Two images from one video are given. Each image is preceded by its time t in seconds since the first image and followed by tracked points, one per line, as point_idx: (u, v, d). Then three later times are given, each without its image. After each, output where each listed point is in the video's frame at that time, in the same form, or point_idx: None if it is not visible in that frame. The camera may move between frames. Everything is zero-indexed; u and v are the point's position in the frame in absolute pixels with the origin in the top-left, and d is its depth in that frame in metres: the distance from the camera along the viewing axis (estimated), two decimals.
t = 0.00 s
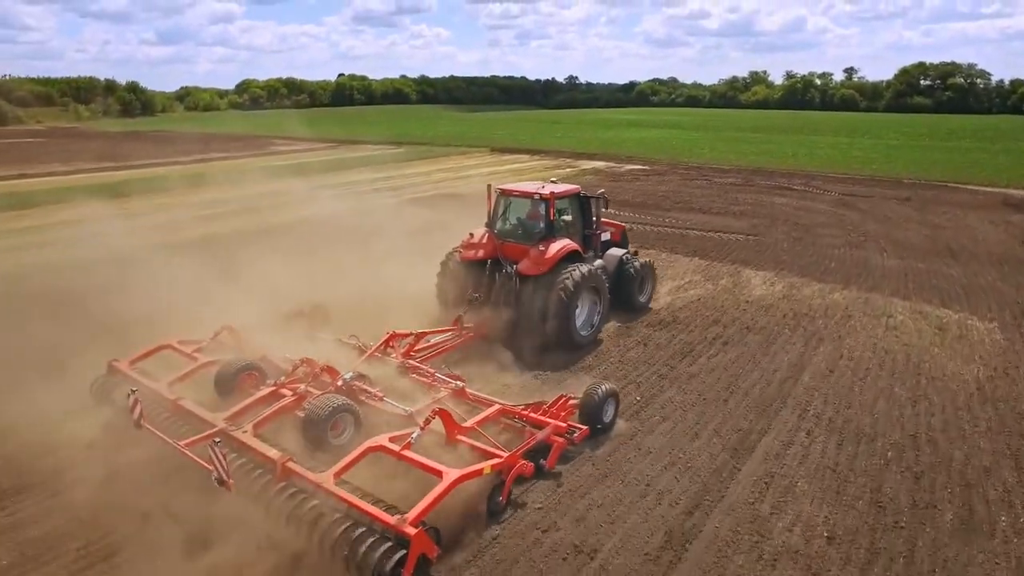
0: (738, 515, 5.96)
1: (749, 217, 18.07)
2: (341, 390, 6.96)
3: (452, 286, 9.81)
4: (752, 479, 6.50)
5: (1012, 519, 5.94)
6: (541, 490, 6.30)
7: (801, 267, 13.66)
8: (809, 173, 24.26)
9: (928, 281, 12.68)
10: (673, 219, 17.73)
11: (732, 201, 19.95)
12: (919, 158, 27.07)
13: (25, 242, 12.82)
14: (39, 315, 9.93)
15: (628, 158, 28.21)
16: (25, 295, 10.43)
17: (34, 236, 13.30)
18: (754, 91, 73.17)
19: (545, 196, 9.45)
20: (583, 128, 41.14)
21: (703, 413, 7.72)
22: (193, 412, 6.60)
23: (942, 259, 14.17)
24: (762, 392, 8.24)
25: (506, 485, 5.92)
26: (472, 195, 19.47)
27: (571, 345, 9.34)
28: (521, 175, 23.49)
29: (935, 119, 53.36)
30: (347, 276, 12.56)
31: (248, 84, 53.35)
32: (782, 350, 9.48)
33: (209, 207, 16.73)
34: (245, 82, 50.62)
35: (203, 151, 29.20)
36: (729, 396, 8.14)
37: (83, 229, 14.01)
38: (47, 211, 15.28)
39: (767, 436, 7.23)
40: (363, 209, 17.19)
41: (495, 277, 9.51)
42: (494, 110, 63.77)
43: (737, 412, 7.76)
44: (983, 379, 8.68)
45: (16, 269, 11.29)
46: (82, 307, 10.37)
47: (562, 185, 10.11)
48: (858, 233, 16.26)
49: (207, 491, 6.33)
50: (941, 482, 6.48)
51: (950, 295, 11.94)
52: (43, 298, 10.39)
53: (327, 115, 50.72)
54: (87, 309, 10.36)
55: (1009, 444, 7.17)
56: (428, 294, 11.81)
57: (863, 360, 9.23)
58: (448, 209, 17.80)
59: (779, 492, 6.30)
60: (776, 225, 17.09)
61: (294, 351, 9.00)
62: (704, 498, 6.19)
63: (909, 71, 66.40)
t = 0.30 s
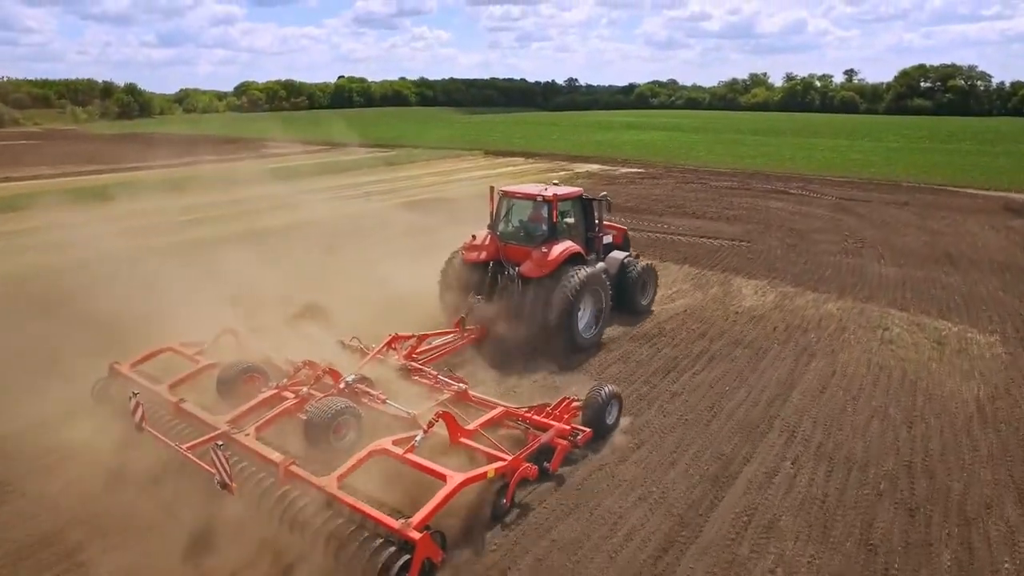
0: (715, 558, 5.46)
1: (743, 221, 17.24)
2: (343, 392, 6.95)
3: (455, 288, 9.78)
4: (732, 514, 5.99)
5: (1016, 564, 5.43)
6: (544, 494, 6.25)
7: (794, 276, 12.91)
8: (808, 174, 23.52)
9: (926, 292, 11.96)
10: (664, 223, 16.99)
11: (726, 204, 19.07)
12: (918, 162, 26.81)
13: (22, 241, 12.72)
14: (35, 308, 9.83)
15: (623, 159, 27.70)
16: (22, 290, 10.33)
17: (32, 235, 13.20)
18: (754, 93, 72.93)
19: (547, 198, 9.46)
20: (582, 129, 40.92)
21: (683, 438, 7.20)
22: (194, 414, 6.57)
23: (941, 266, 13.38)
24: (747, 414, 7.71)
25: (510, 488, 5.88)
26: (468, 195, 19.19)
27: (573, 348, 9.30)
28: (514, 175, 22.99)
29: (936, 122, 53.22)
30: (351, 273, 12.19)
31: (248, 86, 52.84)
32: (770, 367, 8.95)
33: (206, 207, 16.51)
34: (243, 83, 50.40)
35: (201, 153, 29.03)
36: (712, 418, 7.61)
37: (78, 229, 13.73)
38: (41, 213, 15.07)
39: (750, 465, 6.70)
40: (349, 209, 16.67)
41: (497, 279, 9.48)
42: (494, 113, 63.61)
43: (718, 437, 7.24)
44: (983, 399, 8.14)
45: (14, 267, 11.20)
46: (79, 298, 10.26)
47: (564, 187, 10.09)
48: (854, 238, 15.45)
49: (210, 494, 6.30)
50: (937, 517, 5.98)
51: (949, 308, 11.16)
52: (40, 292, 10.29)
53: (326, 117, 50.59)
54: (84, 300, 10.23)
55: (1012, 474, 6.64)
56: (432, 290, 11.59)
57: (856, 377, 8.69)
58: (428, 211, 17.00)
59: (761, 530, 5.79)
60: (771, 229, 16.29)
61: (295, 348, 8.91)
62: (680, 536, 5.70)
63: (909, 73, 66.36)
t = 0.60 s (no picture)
0: None
1: (736, 225, 16.51)
2: (342, 396, 6.92)
3: (453, 290, 9.75)
4: (704, 557, 5.43)
5: None
6: (544, 498, 6.18)
7: (785, 284, 12.26)
8: (806, 176, 23.01)
9: (922, 302, 11.27)
10: (655, 228, 16.38)
11: (719, 208, 18.30)
12: (918, 165, 26.58)
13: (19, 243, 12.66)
14: (32, 310, 9.79)
15: (618, 161, 27.27)
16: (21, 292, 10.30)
17: (29, 237, 13.15)
18: (754, 94, 72.72)
19: (547, 201, 9.45)
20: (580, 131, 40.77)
21: (656, 467, 6.64)
22: (192, 418, 6.54)
23: (939, 273, 12.68)
24: (726, 440, 7.11)
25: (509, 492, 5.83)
26: (465, 196, 18.97)
27: (573, 351, 9.26)
28: (509, 176, 22.58)
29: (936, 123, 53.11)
30: (349, 274, 12.07)
31: (246, 87, 52.04)
32: (755, 385, 8.37)
33: (203, 211, 16.41)
34: (242, 85, 50.27)
35: (198, 155, 28.88)
36: (689, 444, 7.04)
37: (74, 232, 13.63)
38: (36, 216, 14.93)
39: (727, 499, 6.13)
40: (341, 212, 16.44)
41: (496, 283, 9.45)
42: (494, 114, 63.51)
43: (694, 466, 6.65)
44: (982, 421, 7.53)
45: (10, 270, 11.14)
46: (78, 301, 10.22)
47: (563, 190, 10.07)
48: (850, 244, 14.73)
49: (208, 498, 6.26)
50: (929, 561, 5.40)
51: (945, 322, 10.45)
52: (38, 295, 10.26)
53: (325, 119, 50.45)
54: (85, 303, 10.20)
55: (1014, 510, 6.03)
56: (432, 292, 11.51)
57: (846, 396, 8.09)
58: (409, 216, 16.34)
59: None
60: (764, 234, 15.59)
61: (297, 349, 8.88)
62: None
63: (909, 75, 66.33)
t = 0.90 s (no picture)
0: None
1: (727, 230, 16.00)
2: (335, 400, 6.86)
3: (450, 293, 9.70)
4: None
5: None
6: (538, 504, 6.14)
7: (773, 295, 11.80)
8: (801, 178, 22.86)
9: (916, 315, 10.81)
10: (648, 231, 16.08)
11: (710, 211, 17.80)
12: (915, 166, 26.43)
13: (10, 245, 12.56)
14: (25, 313, 9.72)
15: (613, 162, 27.05)
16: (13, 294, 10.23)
17: (22, 238, 13.05)
18: (752, 94, 72.68)
19: (543, 202, 9.37)
20: (577, 132, 40.70)
21: (625, 500, 6.21)
22: (184, 422, 6.50)
23: (934, 281, 12.22)
24: (700, 472, 6.65)
25: (502, 498, 5.79)
26: (460, 197, 18.83)
27: (570, 355, 9.21)
28: (504, 178, 22.37)
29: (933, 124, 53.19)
30: (343, 276, 11.97)
31: (244, 86, 51.99)
32: (735, 408, 7.91)
33: (197, 212, 16.31)
34: (238, 85, 50.13)
35: (194, 156, 28.76)
36: (660, 475, 6.60)
37: (67, 234, 13.54)
38: (28, 218, 14.80)
39: (698, 539, 5.70)
40: (338, 213, 16.38)
41: (493, 285, 9.41)
42: (492, 114, 63.47)
43: (663, 502, 6.18)
44: (976, 449, 7.09)
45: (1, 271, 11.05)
46: (70, 303, 10.15)
47: (561, 192, 10.01)
48: (842, 250, 14.23)
49: (200, 503, 6.22)
50: None
51: (938, 337, 9.98)
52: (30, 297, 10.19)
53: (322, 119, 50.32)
54: (77, 305, 10.13)
55: (1010, 553, 5.59)
56: (429, 295, 11.44)
57: (833, 420, 7.65)
58: (392, 220, 15.92)
59: None
60: (755, 240, 15.10)
61: (292, 351, 8.83)
62: None
63: (907, 75, 66.44)
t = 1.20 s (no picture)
0: None
1: (716, 234, 15.51)
2: (325, 405, 6.77)
3: (444, 296, 9.63)
4: None
5: None
6: (529, 512, 6.04)
7: (760, 305, 11.24)
8: (797, 180, 22.74)
9: (910, 327, 10.24)
10: (642, 232, 15.86)
11: (701, 214, 17.44)
12: (912, 168, 26.24)
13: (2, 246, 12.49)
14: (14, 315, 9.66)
15: (606, 164, 26.91)
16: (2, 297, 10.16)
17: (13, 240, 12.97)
18: (750, 94, 72.56)
19: (537, 205, 9.27)
20: (574, 132, 40.60)
21: (582, 541, 5.67)
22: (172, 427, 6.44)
23: (929, 290, 11.69)
24: (664, 511, 6.06)
25: (492, 506, 5.72)
26: (453, 198, 18.69)
27: (564, 359, 9.10)
28: (496, 180, 22.23)
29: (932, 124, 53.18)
30: (334, 278, 11.85)
31: (241, 85, 51.95)
32: (710, 433, 7.35)
33: (189, 213, 16.22)
34: (235, 85, 50.02)
35: (188, 158, 28.69)
36: (622, 512, 6.05)
37: (59, 236, 13.47)
38: (17, 218, 14.69)
39: None
40: (332, 214, 16.29)
41: (487, 289, 9.33)
42: (490, 114, 63.47)
43: (620, 547, 5.61)
44: (970, 482, 6.52)
45: None
46: (60, 305, 10.08)
47: (556, 194, 9.93)
48: (834, 256, 13.71)
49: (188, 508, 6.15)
50: None
51: (932, 352, 9.39)
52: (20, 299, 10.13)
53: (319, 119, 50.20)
54: (67, 307, 10.06)
55: None
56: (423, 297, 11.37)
57: (815, 448, 7.08)
58: (377, 222, 15.60)
59: None
60: (745, 244, 14.60)
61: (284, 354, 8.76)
62: None
63: (906, 75, 66.44)
